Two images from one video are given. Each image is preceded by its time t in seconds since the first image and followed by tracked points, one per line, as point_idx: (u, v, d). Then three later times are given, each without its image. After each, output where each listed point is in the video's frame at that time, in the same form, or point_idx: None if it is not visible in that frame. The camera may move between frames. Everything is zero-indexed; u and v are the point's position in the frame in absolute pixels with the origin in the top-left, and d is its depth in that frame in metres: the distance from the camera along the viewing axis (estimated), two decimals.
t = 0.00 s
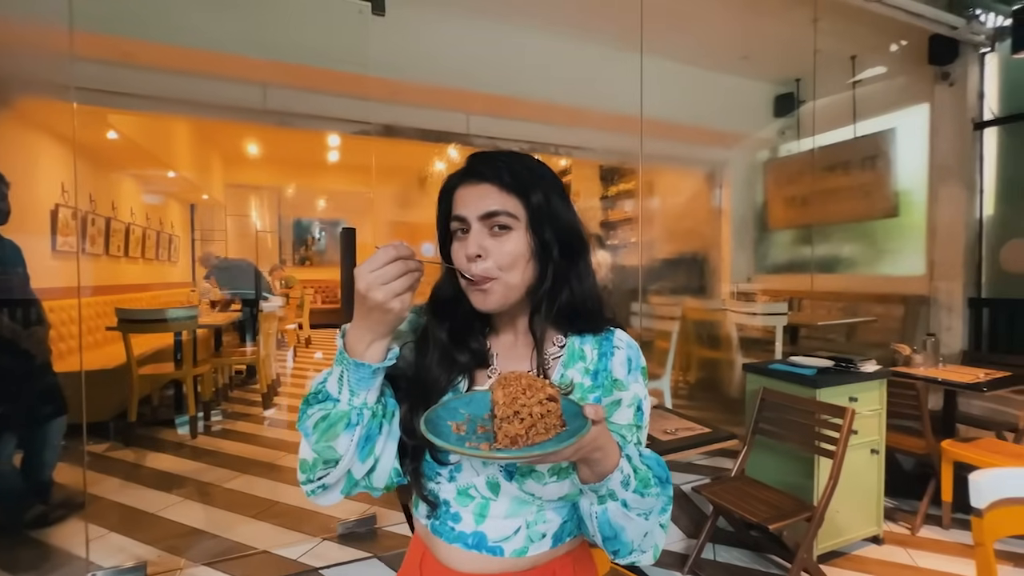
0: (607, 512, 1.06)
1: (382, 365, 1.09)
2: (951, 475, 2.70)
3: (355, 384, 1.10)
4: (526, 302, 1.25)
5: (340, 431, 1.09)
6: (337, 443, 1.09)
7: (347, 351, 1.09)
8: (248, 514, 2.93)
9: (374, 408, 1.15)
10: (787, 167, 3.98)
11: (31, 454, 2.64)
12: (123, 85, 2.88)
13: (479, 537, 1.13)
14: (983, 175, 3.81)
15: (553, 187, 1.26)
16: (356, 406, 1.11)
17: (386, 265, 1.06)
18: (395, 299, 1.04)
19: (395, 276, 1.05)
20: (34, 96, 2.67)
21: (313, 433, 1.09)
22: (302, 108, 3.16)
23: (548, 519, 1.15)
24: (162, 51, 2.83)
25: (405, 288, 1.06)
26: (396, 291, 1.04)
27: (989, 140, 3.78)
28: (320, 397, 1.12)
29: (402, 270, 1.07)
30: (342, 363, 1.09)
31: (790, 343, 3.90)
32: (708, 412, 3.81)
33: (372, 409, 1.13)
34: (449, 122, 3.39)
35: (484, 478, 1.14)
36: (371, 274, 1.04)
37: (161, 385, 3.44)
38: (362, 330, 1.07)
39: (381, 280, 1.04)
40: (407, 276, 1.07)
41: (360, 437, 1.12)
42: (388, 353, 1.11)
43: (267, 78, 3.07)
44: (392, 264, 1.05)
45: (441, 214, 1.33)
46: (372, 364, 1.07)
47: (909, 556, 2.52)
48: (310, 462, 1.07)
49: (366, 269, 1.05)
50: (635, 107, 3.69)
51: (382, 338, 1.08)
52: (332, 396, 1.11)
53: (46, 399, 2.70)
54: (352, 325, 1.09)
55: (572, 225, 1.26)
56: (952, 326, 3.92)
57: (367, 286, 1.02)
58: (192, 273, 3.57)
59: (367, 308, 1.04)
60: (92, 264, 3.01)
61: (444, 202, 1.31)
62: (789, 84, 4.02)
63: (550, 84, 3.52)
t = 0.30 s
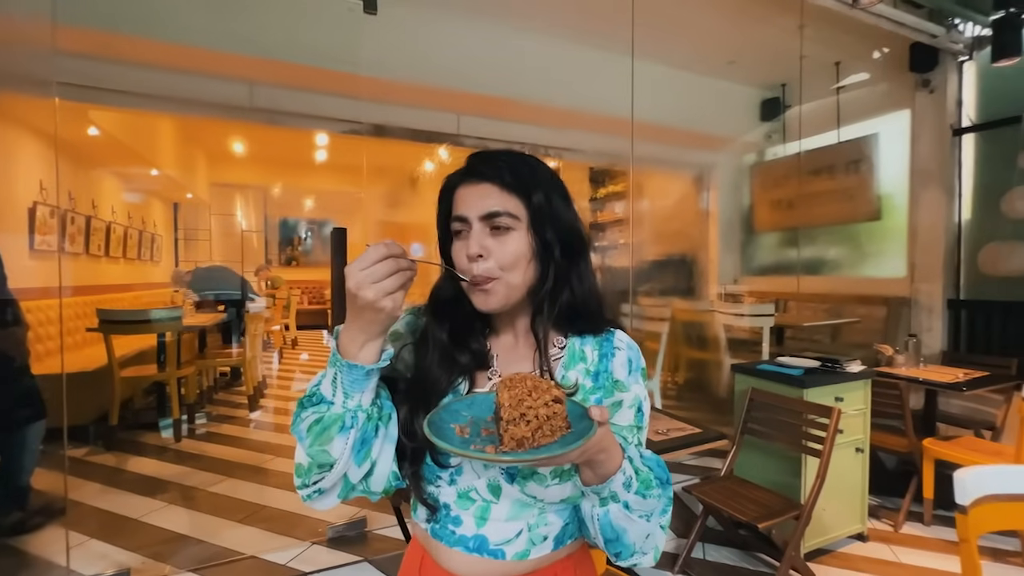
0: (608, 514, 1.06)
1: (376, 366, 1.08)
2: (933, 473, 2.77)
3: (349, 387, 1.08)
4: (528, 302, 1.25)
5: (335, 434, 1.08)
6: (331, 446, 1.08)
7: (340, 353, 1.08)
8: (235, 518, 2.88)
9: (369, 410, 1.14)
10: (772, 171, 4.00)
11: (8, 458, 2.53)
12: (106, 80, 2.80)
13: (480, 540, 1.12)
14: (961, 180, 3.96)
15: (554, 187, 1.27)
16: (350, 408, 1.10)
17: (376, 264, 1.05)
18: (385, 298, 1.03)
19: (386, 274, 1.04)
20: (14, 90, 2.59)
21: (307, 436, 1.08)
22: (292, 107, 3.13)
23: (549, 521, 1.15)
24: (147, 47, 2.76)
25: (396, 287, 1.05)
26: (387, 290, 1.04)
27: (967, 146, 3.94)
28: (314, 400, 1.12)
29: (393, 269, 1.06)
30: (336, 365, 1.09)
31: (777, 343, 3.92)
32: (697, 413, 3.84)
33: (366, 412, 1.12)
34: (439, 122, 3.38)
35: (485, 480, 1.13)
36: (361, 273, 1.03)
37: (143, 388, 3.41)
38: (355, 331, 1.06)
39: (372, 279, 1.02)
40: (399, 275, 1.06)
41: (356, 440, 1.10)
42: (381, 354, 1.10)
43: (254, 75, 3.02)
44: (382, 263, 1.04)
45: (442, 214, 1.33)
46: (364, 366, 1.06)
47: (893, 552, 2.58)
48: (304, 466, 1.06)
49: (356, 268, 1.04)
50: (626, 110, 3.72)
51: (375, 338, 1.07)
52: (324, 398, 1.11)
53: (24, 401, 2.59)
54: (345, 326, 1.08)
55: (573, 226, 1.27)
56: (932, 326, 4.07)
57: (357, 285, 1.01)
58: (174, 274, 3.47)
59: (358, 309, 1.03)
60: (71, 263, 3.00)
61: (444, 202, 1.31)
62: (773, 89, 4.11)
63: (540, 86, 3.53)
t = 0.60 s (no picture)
0: (608, 514, 1.06)
1: (368, 368, 1.07)
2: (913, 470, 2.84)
3: (342, 389, 1.08)
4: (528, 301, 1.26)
5: (328, 437, 1.07)
6: (325, 450, 1.06)
7: (331, 355, 1.07)
8: (221, 523, 2.83)
9: (363, 413, 1.12)
10: (758, 174, 4.06)
11: None
12: (86, 75, 2.73)
13: (480, 542, 1.12)
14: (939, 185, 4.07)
15: (554, 187, 1.27)
16: (343, 411, 1.09)
17: (363, 264, 1.03)
18: (373, 299, 1.01)
19: (374, 275, 1.03)
20: None
21: (301, 440, 1.07)
22: (280, 104, 3.08)
23: (549, 522, 1.15)
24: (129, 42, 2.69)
25: (384, 288, 1.03)
26: (376, 291, 1.02)
27: (944, 151, 4.04)
28: (308, 403, 1.10)
29: (381, 269, 1.04)
30: (326, 367, 1.07)
31: (762, 344, 3.93)
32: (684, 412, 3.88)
33: (361, 414, 1.10)
34: (428, 122, 3.35)
35: (484, 481, 1.13)
36: (348, 273, 1.02)
37: (123, 391, 3.34)
38: (346, 333, 1.05)
39: (360, 280, 1.00)
40: (387, 274, 1.04)
41: (350, 442, 1.09)
42: (374, 355, 1.09)
43: (241, 72, 2.97)
44: (369, 263, 1.02)
45: (442, 212, 1.33)
46: (357, 368, 1.05)
47: (875, 548, 2.64)
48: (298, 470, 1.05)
49: (344, 268, 1.02)
50: (616, 112, 3.76)
51: (365, 339, 1.06)
52: (317, 400, 1.10)
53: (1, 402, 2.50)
54: (337, 329, 1.07)
55: (574, 226, 1.28)
56: (911, 326, 4.19)
57: (344, 286, 1.00)
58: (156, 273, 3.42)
59: (348, 310, 1.02)
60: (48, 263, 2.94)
61: (444, 201, 1.31)
62: (758, 93, 4.15)
63: (530, 87, 3.55)
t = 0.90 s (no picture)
0: (609, 516, 1.04)
1: (353, 382, 1.07)
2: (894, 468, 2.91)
3: (329, 403, 1.06)
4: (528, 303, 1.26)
5: (318, 451, 1.06)
6: (316, 463, 1.05)
7: (315, 371, 1.06)
8: (205, 528, 2.77)
9: (354, 424, 1.11)
10: (744, 177, 4.13)
11: None
12: (65, 70, 2.65)
13: (479, 545, 1.12)
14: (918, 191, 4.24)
15: (556, 189, 1.28)
16: (332, 424, 1.08)
17: (335, 279, 1.01)
18: (348, 314, 0.99)
19: (347, 289, 1.01)
20: None
21: (292, 455, 1.06)
22: (267, 102, 3.04)
23: (548, 525, 1.15)
24: (111, 36, 2.62)
25: (359, 301, 1.01)
26: (350, 305, 1.00)
27: (923, 157, 4.22)
28: (298, 417, 1.09)
29: (354, 282, 1.01)
30: (312, 383, 1.06)
31: (749, 345, 4.01)
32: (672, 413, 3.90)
33: (350, 427, 1.09)
34: (417, 121, 3.36)
35: (484, 484, 1.12)
36: (319, 290, 1.00)
37: (104, 393, 3.25)
38: (328, 350, 1.05)
39: (331, 296, 0.98)
40: (362, 287, 1.02)
41: (341, 454, 1.08)
42: (359, 367, 1.08)
43: (227, 69, 2.91)
44: (340, 278, 1.00)
45: (443, 213, 1.33)
46: (340, 384, 1.05)
47: (858, 544, 2.70)
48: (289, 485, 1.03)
49: (316, 285, 1.00)
50: (607, 115, 3.80)
51: (348, 354, 1.06)
52: (305, 414, 1.09)
53: None
54: (319, 344, 1.07)
55: (574, 229, 1.29)
56: (892, 328, 4.33)
57: (316, 303, 0.98)
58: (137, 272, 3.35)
59: (325, 327, 1.01)
60: (27, 262, 2.88)
61: (446, 202, 1.31)
62: (745, 98, 4.29)
63: (521, 89, 3.56)
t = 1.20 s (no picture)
0: (609, 519, 0.98)
1: (344, 392, 1.05)
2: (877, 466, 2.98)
3: (323, 413, 1.06)
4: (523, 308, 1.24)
5: (314, 461, 1.04)
6: (312, 473, 1.04)
7: (307, 382, 1.06)
8: (190, 535, 2.70)
9: (349, 433, 1.10)
10: (730, 181, 4.17)
11: None
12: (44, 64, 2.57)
13: (479, 548, 1.11)
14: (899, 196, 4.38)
15: (556, 190, 1.28)
16: (328, 434, 1.07)
17: (319, 291, 1.00)
18: (332, 325, 0.98)
19: (332, 300, 1.00)
20: None
21: (288, 466, 1.05)
22: (253, 100, 3.00)
23: (548, 526, 1.14)
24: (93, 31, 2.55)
25: (344, 311, 1.00)
26: (335, 316, 0.99)
27: (904, 162, 4.37)
28: (293, 428, 1.08)
29: (338, 293, 1.00)
30: (305, 395, 1.06)
31: (735, 346, 4.06)
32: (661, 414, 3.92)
33: (345, 436, 1.08)
34: (405, 122, 3.29)
35: (483, 487, 1.11)
36: (303, 303, 0.99)
37: (82, 397, 3.19)
38: (318, 361, 1.04)
39: (315, 308, 0.98)
40: (346, 298, 1.01)
41: (337, 464, 1.07)
42: (351, 376, 1.08)
43: (214, 67, 2.87)
44: (322, 290, 0.99)
45: (443, 212, 1.32)
46: (331, 394, 1.04)
47: (843, 542, 2.75)
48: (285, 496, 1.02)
49: (300, 297, 1.00)
50: (597, 118, 3.82)
51: (338, 365, 1.05)
52: (298, 425, 1.08)
53: None
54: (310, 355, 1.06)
55: (573, 230, 1.30)
56: (873, 329, 4.47)
57: (300, 316, 0.98)
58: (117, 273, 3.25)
59: (311, 339, 1.01)
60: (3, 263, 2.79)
61: (446, 202, 1.31)
62: (731, 102, 4.25)
63: (511, 91, 3.57)
